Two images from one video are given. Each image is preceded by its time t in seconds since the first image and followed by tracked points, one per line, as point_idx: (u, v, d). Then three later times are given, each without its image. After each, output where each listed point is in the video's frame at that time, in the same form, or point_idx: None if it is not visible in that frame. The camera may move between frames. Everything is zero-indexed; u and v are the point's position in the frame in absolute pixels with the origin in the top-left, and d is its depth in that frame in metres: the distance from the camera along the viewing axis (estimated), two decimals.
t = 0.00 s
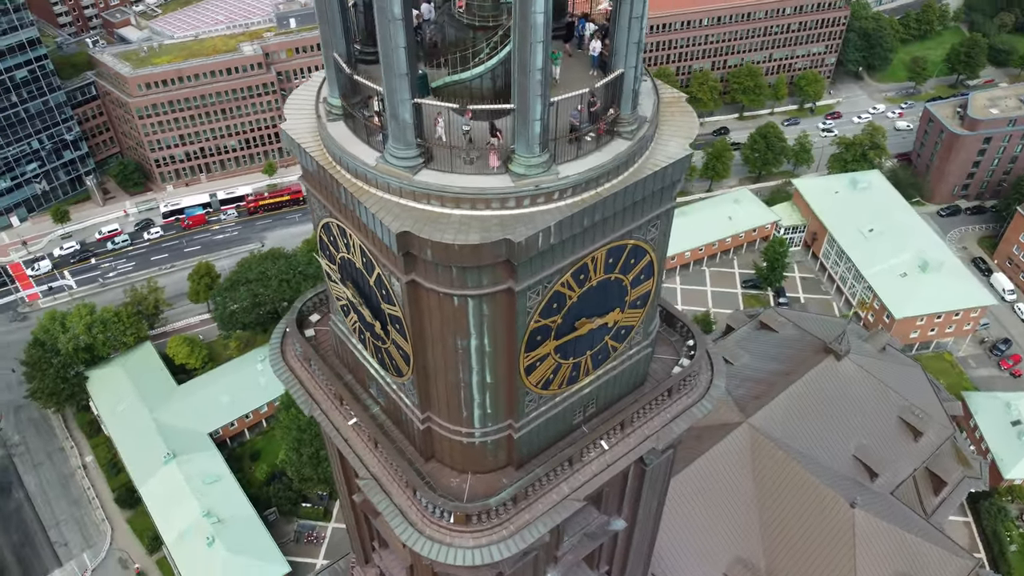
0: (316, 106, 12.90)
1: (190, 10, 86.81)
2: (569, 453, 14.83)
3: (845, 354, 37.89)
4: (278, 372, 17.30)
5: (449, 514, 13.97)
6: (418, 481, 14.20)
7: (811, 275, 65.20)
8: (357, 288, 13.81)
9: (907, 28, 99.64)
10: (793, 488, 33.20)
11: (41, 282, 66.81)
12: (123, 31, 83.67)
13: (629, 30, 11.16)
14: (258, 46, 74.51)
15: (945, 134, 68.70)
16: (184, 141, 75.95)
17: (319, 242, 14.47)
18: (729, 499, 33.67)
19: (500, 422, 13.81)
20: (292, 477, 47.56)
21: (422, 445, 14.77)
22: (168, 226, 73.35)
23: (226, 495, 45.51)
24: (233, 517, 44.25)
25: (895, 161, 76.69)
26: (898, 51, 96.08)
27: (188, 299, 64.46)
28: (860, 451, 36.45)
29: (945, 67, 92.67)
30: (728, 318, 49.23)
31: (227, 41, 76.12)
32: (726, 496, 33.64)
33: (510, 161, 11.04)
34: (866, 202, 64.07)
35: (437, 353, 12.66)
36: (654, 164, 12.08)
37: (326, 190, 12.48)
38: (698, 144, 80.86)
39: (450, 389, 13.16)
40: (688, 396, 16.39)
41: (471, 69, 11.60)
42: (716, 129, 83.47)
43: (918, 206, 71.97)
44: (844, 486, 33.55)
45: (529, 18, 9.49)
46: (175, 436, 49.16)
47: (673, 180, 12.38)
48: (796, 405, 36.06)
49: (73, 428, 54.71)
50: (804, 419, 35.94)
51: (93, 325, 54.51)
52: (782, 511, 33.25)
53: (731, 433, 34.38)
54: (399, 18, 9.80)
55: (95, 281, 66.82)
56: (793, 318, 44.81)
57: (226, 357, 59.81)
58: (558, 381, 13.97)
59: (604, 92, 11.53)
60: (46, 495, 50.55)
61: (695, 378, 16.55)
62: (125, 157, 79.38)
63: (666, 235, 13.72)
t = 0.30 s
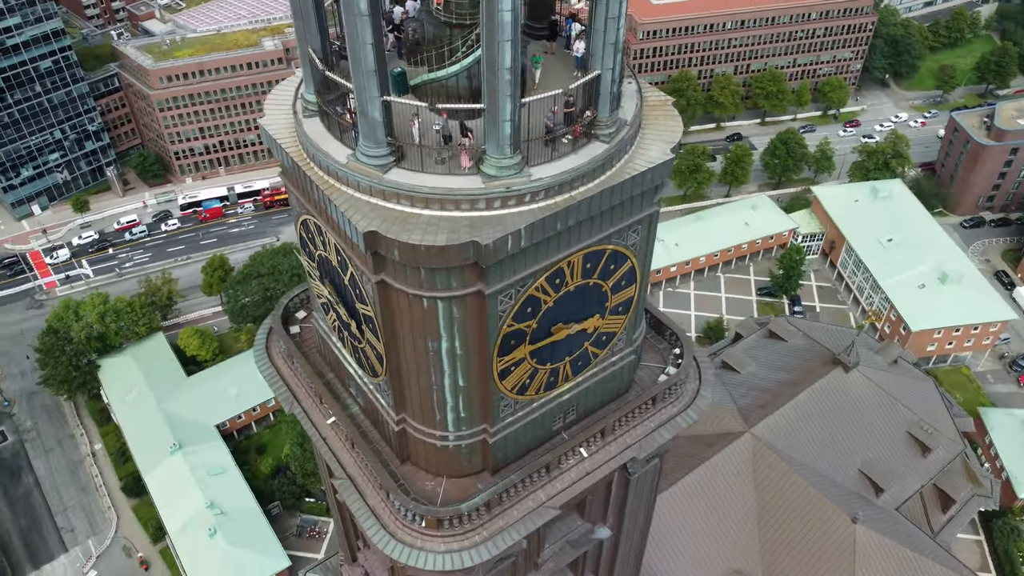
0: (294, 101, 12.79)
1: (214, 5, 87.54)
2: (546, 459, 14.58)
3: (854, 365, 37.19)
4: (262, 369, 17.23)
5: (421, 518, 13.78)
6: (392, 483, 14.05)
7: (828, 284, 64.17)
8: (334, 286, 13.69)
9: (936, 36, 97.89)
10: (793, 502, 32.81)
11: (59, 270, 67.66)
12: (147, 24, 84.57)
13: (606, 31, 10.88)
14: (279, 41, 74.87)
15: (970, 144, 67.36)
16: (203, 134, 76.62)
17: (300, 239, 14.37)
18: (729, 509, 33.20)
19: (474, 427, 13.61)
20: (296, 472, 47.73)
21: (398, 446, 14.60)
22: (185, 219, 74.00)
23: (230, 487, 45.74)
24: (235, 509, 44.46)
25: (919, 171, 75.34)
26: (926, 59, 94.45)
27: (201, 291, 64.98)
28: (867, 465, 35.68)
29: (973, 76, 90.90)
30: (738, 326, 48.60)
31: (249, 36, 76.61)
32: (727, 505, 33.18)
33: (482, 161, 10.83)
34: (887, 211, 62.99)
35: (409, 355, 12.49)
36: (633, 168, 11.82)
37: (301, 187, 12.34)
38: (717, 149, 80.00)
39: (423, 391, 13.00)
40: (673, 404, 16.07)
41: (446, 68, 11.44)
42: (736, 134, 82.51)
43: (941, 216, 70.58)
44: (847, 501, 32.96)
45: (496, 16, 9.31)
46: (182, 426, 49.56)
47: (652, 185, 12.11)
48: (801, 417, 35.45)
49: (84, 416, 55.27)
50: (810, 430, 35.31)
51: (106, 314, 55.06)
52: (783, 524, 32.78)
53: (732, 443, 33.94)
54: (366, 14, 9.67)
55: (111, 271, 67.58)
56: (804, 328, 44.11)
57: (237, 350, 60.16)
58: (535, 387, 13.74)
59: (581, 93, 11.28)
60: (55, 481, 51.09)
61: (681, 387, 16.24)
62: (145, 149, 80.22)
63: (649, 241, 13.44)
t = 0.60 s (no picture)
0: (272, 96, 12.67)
1: None
2: (522, 465, 14.35)
3: (863, 378, 36.47)
4: (246, 365, 17.16)
5: (392, 521, 13.59)
6: (365, 484, 13.90)
7: (844, 293, 63.17)
8: (311, 283, 13.57)
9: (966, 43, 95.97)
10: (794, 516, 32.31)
11: (76, 260, 68.48)
12: (172, 18, 85.41)
13: (582, 32, 10.63)
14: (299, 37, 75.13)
15: (996, 155, 66.01)
16: (222, 128, 77.18)
17: (281, 235, 14.25)
18: (729, 520, 32.69)
19: (448, 431, 13.43)
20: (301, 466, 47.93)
21: (373, 447, 14.44)
22: (202, 211, 74.59)
23: (234, 480, 45.89)
24: (237, 501, 44.60)
25: (943, 181, 73.92)
26: (954, 68, 92.68)
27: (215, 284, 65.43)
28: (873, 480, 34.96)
29: (1003, 86, 89.04)
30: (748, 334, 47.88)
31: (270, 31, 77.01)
32: (726, 516, 32.70)
33: (452, 162, 10.64)
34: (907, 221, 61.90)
35: (381, 356, 12.34)
36: (611, 172, 11.56)
37: (277, 183, 12.23)
38: (737, 155, 79.13)
39: (396, 393, 12.83)
40: (657, 413, 15.76)
41: (421, 67, 11.27)
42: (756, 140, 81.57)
43: (964, 228, 69.09)
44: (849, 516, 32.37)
45: (461, 14, 9.13)
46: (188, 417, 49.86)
47: (631, 190, 11.84)
48: (805, 429, 34.86)
49: (95, 404, 55.76)
50: (814, 443, 34.70)
51: (119, 303, 55.60)
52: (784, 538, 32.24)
53: (734, 453, 33.49)
54: (331, 10, 9.53)
55: (128, 261, 68.30)
56: (814, 338, 43.37)
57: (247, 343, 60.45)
58: (511, 392, 13.53)
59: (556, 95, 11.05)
60: (65, 468, 51.64)
61: (667, 395, 15.92)
62: (166, 141, 80.97)
63: (631, 247, 13.16)
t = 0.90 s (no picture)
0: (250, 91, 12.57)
1: None
2: (497, 470, 14.13)
3: (871, 391, 35.79)
4: (230, 360, 17.11)
5: (362, 523, 13.45)
6: (337, 484, 13.76)
7: (862, 304, 62.03)
8: (287, 280, 13.46)
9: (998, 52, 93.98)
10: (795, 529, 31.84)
11: (94, 249, 69.20)
12: (196, 12, 86.17)
13: (556, 31, 10.39)
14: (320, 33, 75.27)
15: (1022, 167, 64.77)
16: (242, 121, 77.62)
17: (262, 231, 14.16)
18: (727, 530, 32.32)
19: (421, 434, 13.25)
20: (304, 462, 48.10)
21: (348, 448, 14.31)
22: (220, 204, 75.09)
23: (239, 473, 46.03)
24: (242, 494, 44.73)
25: (967, 192, 72.45)
26: (984, 76, 90.87)
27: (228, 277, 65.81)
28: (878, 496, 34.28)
29: None
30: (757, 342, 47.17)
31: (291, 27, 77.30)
32: (724, 527, 32.31)
33: (421, 162, 10.46)
34: (928, 231, 60.70)
35: (351, 356, 12.19)
36: (586, 175, 11.32)
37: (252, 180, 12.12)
38: (757, 160, 78.15)
39: (367, 394, 12.69)
40: (639, 421, 15.48)
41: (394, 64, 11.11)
42: (777, 146, 80.46)
43: (987, 240, 67.56)
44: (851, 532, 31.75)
45: (425, 10, 8.95)
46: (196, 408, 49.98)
47: (608, 195, 11.58)
48: (810, 441, 34.26)
49: (106, 392, 56.17)
50: (819, 455, 34.10)
51: (132, 293, 56.09)
52: (783, 550, 31.75)
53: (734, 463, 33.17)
54: (296, 4, 9.40)
55: (145, 252, 68.87)
56: (826, 348, 42.54)
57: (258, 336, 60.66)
58: (486, 396, 13.31)
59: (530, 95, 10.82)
60: (74, 455, 52.08)
61: (650, 404, 15.64)
62: (186, 133, 81.66)
63: (611, 252, 12.89)
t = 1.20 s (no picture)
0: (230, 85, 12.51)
1: None
2: (475, 474, 13.94)
3: (879, 404, 35.16)
4: (217, 355, 17.07)
5: (336, 524, 13.31)
6: (312, 484, 13.64)
7: (878, 313, 60.95)
8: (267, 277, 13.40)
9: None
10: (795, 540, 31.43)
11: (111, 240, 69.74)
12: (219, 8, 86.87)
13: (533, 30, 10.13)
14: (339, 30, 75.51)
15: None
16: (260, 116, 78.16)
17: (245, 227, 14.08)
18: (726, 539, 31.96)
19: (396, 435, 13.09)
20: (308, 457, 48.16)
21: (325, 447, 14.20)
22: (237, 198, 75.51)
23: (244, 467, 45.74)
24: (245, 488, 44.38)
25: (991, 204, 71.07)
26: (1012, 85, 89.23)
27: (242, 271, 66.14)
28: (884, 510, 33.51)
29: None
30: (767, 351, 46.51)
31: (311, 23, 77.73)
32: (724, 537, 31.90)
33: (392, 160, 10.28)
34: (949, 242, 59.48)
35: (325, 356, 12.08)
36: (564, 177, 11.08)
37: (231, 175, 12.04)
38: (776, 166, 77.25)
39: (342, 394, 12.57)
40: (623, 428, 15.21)
41: (371, 61, 11.00)
42: (798, 153, 79.46)
43: (1009, 252, 66.21)
44: (852, 546, 31.18)
45: (391, 6, 8.77)
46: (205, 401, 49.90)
47: (586, 197, 11.35)
48: (814, 453, 33.68)
49: (118, 382, 56.39)
50: (823, 467, 33.50)
51: (145, 285, 56.42)
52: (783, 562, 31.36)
53: (737, 472, 32.65)
54: None
55: (162, 244, 69.18)
56: (835, 358, 41.86)
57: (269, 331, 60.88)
58: (463, 399, 13.12)
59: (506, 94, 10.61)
60: (84, 444, 52.22)
61: (636, 411, 15.35)
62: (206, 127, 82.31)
63: (592, 256, 12.65)
